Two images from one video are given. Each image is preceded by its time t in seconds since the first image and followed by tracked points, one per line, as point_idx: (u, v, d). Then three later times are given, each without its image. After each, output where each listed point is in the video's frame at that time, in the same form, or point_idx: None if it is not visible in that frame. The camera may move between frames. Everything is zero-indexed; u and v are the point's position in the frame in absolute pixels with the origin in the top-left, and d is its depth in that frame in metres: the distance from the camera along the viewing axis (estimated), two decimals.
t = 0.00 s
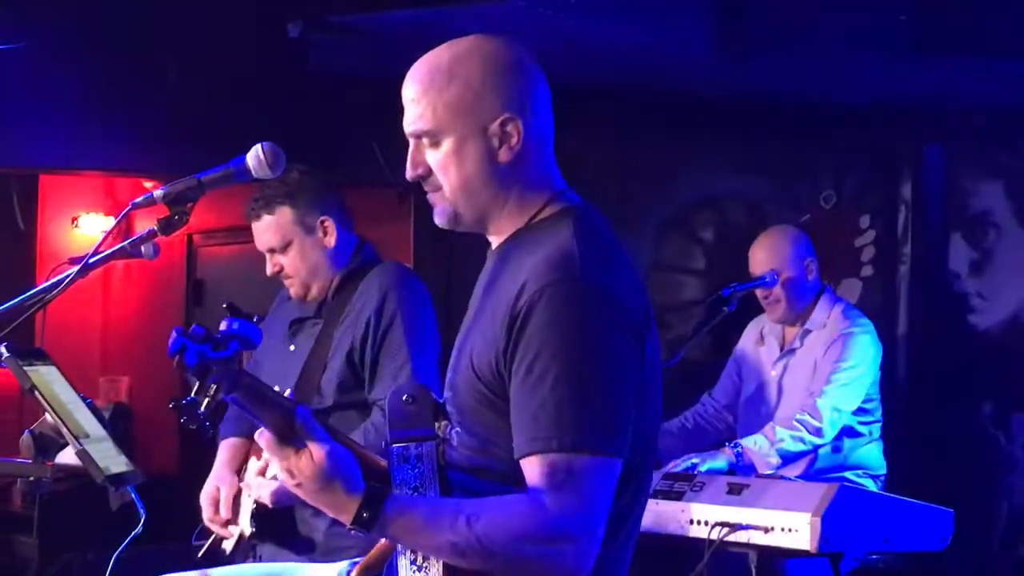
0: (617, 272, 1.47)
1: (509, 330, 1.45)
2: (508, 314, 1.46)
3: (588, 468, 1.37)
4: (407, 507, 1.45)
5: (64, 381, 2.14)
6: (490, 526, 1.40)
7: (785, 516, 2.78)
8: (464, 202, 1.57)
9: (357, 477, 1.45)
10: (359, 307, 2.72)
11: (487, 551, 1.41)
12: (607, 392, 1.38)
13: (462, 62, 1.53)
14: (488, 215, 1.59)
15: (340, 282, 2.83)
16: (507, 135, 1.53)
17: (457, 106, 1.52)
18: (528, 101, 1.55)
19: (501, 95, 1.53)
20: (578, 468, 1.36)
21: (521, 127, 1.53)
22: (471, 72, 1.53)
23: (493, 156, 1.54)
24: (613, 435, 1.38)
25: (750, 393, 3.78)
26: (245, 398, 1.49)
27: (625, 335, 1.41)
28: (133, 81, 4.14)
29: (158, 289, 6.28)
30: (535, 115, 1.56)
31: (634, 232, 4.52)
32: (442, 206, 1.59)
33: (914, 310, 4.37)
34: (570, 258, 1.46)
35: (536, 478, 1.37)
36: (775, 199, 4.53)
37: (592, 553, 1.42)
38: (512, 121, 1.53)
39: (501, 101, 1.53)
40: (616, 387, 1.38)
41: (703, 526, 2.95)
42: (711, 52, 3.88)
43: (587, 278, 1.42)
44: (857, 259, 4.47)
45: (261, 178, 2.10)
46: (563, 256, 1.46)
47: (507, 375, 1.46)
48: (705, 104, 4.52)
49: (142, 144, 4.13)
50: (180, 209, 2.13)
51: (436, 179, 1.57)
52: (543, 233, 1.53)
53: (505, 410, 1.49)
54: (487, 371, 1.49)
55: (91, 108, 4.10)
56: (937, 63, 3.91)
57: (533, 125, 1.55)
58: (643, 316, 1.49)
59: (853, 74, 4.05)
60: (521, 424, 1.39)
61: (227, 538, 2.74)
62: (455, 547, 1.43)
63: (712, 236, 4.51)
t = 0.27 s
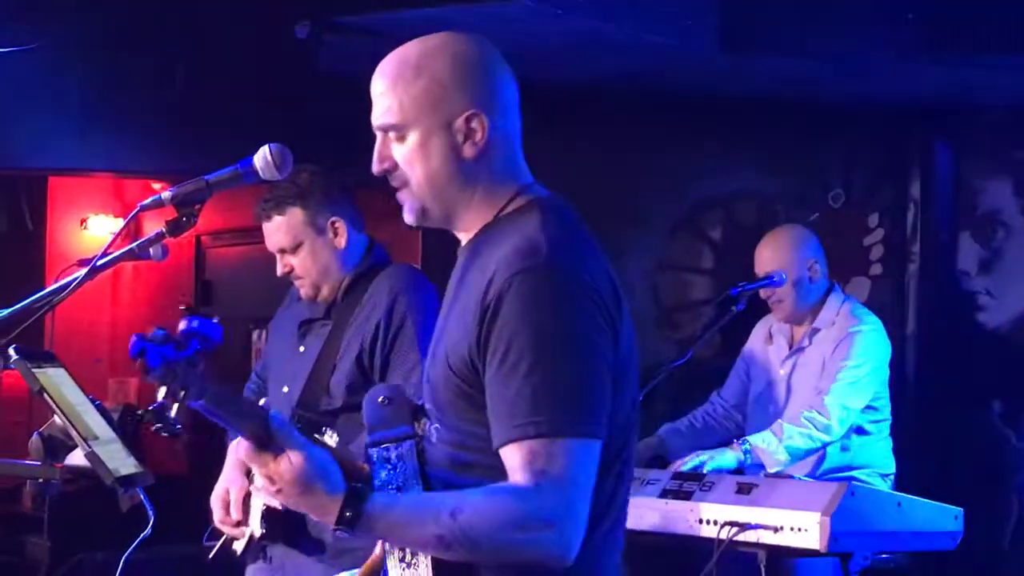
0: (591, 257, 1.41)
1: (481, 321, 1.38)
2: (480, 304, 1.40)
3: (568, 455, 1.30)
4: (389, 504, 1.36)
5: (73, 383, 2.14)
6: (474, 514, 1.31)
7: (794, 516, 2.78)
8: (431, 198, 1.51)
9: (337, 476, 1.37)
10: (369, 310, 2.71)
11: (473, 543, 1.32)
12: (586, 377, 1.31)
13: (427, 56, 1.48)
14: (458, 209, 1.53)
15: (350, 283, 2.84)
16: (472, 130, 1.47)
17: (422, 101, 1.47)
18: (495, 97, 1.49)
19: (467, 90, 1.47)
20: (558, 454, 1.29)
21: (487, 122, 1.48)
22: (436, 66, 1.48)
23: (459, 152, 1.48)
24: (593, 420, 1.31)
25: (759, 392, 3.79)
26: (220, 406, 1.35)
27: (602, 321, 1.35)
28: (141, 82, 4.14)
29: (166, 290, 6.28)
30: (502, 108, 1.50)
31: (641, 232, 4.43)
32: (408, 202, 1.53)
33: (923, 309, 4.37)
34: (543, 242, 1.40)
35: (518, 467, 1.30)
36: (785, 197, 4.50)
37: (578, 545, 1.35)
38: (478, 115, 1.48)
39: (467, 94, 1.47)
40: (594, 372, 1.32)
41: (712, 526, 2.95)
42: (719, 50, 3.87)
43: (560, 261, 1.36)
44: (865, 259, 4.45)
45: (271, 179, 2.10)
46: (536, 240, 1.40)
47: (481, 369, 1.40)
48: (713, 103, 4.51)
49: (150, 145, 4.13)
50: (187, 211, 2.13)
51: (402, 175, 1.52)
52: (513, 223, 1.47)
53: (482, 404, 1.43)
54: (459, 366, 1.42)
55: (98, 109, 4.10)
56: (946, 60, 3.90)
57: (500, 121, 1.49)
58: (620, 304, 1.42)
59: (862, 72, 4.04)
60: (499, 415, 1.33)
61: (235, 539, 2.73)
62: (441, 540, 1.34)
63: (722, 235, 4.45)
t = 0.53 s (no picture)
0: (557, 249, 1.44)
1: (447, 312, 1.41)
2: (447, 295, 1.42)
3: (538, 436, 1.32)
4: (360, 501, 1.39)
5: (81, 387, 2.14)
6: (447, 505, 1.33)
7: (804, 515, 2.77)
8: (396, 194, 1.54)
9: (308, 477, 1.39)
10: (377, 312, 2.70)
11: (447, 534, 1.34)
12: (550, 362, 1.34)
13: (397, 56, 1.52)
14: (424, 207, 1.56)
15: (359, 283, 2.84)
16: (436, 131, 1.51)
17: (390, 97, 1.51)
18: (463, 98, 1.53)
19: (434, 89, 1.52)
20: (526, 438, 1.32)
21: (452, 123, 1.52)
22: (404, 69, 1.52)
23: (423, 151, 1.52)
24: (559, 405, 1.34)
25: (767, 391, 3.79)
26: (177, 417, 1.38)
27: (567, 310, 1.38)
28: (150, 84, 4.15)
29: (177, 291, 6.29)
30: (468, 111, 1.54)
31: (649, 231, 4.40)
32: (374, 198, 1.57)
33: (932, 307, 4.38)
34: (508, 234, 1.42)
35: (489, 454, 1.33)
36: (792, 197, 4.47)
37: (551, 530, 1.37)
38: (443, 117, 1.51)
39: (433, 96, 1.51)
40: (559, 358, 1.35)
41: (721, 525, 2.95)
42: (727, 49, 3.87)
43: (524, 252, 1.39)
44: (875, 256, 4.45)
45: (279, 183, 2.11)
46: (502, 233, 1.43)
47: (449, 362, 1.42)
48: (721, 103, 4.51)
49: (159, 147, 4.13)
50: (195, 213, 2.13)
51: (368, 172, 1.55)
52: (479, 218, 1.50)
53: (451, 398, 1.45)
54: (427, 361, 1.45)
55: (108, 111, 4.11)
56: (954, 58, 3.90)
57: (466, 122, 1.53)
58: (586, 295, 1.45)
59: (870, 71, 4.04)
60: (467, 404, 1.35)
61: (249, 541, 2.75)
62: (415, 531, 1.35)
63: (731, 234, 4.42)
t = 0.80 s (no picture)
0: (530, 235, 1.45)
1: (418, 303, 1.42)
2: (418, 286, 1.43)
3: (509, 422, 1.33)
4: (332, 498, 1.37)
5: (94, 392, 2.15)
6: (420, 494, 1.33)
7: (816, 515, 2.77)
8: (375, 186, 1.55)
9: (280, 476, 1.39)
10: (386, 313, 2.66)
11: (422, 524, 1.33)
12: (522, 349, 1.35)
13: (382, 51, 1.53)
14: (405, 202, 1.57)
15: (369, 284, 2.84)
16: (419, 127, 1.52)
17: (373, 91, 1.52)
18: (446, 94, 1.54)
19: (418, 84, 1.52)
20: (499, 424, 1.33)
21: (434, 119, 1.52)
22: (389, 64, 1.52)
23: (405, 148, 1.53)
24: (532, 392, 1.34)
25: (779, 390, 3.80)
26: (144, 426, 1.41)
27: (539, 297, 1.39)
28: (162, 86, 4.16)
29: (190, 291, 6.30)
30: (451, 108, 1.54)
31: (661, 232, 4.39)
32: (353, 188, 1.57)
33: (945, 306, 4.38)
34: (479, 223, 1.43)
35: (463, 442, 1.34)
36: (804, 197, 4.46)
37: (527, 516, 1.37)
38: (426, 112, 1.52)
39: (417, 92, 1.52)
40: (530, 345, 1.36)
41: (733, 525, 2.94)
42: (738, 50, 3.86)
43: (496, 240, 1.40)
44: (887, 255, 4.44)
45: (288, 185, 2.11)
46: (473, 222, 1.44)
47: (422, 353, 1.42)
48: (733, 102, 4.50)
49: (172, 149, 4.14)
50: (206, 216, 2.13)
51: (349, 165, 1.56)
52: (455, 208, 1.50)
53: (426, 390, 1.45)
54: (401, 353, 1.45)
55: (120, 113, 4.11)
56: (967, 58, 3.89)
57: (448, 119, 1.54)
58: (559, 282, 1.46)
59: (883, 71, 4.04)
60: (441, 392, 1.36)
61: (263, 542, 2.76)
62: (389, 523, 1.34)
63: (742, 235, 4.41)
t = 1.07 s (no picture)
0: (506, 228, 1.43)
1: (394, 296, 1.40)
2: (393, 280, 1.41)
3: (483, 414, 1.31)
4: (303, 503, 1.34)
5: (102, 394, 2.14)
6: (395, 489, 1.31)
7: (826, 516, 2.77)
8: (365, 180, 1.54)
9: (253, 476, 1.36)
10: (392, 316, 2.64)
11: (398, 521, 1.30)
12: (496, 341, 1.33)
13: (376, 46, 1.52)
14: (391, 198, 1.56)
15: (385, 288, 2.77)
16: (412, 123, 1.51)
17: (364, 83, 1.50)
18: (436, 91, 1.53)
19: (409, 80, 1.51)
20: (474, 416, 1.31)
21: (428, 116, 1.52)
22: (385, 59, 1.51)
23: (397, 145, 1.52)
24: (508, 384, 1.33)
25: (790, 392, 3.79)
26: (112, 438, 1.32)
27: (516, 292, 1.38)
28: (173, 87, 4.16)
29: (201, 292, 6.31)
30: (443, 107, 1.54)
31: (672, 232, 4.39)
32: (343, 181, 1.56)
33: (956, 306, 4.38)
34: (452, 215, 1.41)
35: (437, 434, 1.32)
36: (815, 197, 4.46)
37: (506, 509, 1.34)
38: (420, 110, 1.51)
39: (411, 88, 1.51)
40: (504, 337, 1.34)
41: (743, 526, 2.94)
42: (748, 50, 3.85)
43: (469, 231, 1.39)
44: (898, 257, 4.44)
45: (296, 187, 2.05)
46: (447, 214, 1.42)
47: (399, 350, 1.40)
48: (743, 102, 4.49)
49: (181, 150, 4.14)
50: (215, 216, 2.14)
51: (338, 158, 1.55)
52: (436, 201, 1.49)
53: (404, 388, 1.42)
54: (378, 351, 1.43)
55: (129, 114, 4.12)
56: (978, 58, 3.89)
57: (438, 115, 1.53)
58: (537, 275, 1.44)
59: (893, 71, 4.03)
60: (418, 385, 1.34)
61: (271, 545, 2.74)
62: (361, 522, 1.31)
63: (752, 235, 4.40)
